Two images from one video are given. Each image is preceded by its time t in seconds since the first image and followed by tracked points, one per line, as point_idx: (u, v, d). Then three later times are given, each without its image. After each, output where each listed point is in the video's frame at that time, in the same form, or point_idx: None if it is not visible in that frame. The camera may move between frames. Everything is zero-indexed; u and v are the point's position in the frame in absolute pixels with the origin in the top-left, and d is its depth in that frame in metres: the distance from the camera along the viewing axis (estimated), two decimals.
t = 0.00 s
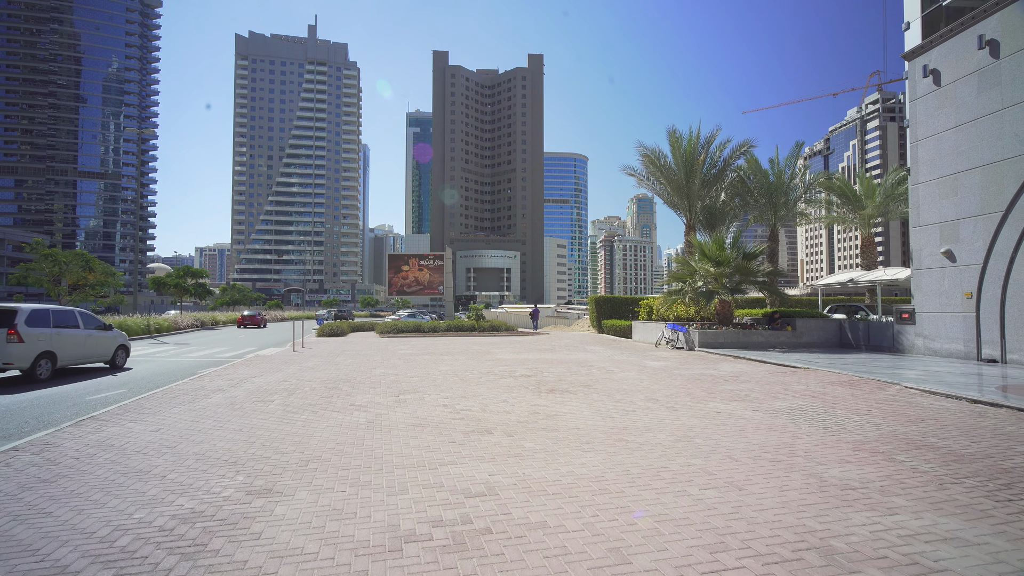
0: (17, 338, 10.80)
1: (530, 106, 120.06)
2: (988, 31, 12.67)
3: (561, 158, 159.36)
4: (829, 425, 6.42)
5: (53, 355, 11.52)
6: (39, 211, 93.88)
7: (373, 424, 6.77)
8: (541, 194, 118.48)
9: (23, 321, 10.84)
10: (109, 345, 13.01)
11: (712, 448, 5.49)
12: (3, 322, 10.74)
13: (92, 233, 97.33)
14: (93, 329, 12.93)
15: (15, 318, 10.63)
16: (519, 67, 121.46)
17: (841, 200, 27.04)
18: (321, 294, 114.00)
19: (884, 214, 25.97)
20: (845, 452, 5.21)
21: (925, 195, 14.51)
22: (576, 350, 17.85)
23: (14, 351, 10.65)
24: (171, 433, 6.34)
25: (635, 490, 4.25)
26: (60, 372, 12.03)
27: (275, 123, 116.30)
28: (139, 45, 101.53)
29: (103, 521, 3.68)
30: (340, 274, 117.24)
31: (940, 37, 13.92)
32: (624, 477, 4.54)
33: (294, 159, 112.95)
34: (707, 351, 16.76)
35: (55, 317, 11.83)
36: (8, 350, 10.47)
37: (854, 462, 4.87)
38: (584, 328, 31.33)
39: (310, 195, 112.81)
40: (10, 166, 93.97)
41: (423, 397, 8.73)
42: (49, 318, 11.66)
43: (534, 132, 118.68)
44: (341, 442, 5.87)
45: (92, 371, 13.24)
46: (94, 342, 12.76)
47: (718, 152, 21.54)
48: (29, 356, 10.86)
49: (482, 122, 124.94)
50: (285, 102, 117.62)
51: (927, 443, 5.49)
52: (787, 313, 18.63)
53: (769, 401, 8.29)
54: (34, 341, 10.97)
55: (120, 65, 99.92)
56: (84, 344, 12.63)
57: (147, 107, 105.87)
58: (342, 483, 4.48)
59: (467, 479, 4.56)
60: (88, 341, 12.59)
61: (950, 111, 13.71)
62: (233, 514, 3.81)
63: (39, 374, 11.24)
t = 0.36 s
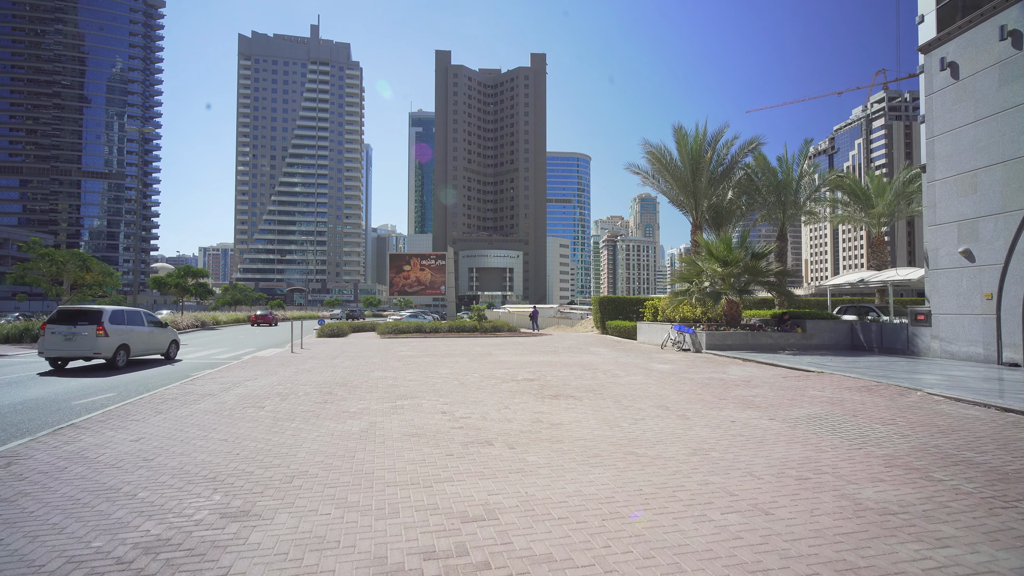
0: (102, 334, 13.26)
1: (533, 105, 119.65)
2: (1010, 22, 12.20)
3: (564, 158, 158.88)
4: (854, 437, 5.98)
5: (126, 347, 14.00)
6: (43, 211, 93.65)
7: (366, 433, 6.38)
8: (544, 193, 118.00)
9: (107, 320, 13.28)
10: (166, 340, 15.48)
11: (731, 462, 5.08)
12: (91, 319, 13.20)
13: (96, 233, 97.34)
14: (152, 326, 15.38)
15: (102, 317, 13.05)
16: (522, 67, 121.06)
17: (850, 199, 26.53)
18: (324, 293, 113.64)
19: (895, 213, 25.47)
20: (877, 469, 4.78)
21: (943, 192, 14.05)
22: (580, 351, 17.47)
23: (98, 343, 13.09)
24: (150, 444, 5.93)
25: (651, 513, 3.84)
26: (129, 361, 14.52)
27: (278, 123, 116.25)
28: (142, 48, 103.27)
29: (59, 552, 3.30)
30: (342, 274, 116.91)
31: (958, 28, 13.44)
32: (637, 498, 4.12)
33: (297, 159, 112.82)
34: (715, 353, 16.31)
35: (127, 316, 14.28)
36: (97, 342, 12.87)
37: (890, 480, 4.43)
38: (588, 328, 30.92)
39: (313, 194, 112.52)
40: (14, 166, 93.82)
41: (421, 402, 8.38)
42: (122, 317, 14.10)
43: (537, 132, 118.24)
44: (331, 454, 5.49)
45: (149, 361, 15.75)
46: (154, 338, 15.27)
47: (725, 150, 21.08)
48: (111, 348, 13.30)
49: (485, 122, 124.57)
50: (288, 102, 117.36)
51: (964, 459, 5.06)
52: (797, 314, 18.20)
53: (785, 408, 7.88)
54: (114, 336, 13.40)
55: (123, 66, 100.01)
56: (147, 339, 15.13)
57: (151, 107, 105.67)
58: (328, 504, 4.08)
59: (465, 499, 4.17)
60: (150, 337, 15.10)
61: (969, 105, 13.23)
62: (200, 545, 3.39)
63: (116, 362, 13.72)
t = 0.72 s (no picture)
0: (156, 330, 15.82)
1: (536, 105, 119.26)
2: None
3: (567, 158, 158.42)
4: (877, 447, 5.57)
5: (174, 341, 16.56)
6: (48, 211, 93.74)
7: (356, 441, 6.02)
8: (547, 193, 117.51)
9: (161, 318, 15.83)
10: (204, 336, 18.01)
11: (746, 476, 4.69)
12: (148, 318, 15.72)
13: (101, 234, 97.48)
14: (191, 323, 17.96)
15: (158, 316, 15.58)
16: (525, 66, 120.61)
17: (858, 197, 26.05)
18: (327, 294, 113.51)
19: (904, 212, 25.00)
20: (906, 483, 4.37)
21: (957, 189, 13.63)
22: (582, 353, 17.09)
23: (155, 338, 15.60)
24: (126, 454, 5.57)
25: (662, 538, 3.46)
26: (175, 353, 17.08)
27: (282, 123, 116.24)
28: (145, 48, 103.14)
29: None
30: (346, 274, 116.64)
31: (974, 19, 13.01)
32: (646, 518, 3.77)
33: (301, 159, 112.67)
34: (722, 355, 15.89)
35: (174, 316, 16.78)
36: (155, 336, 15.40)
37: (921, 498, 4.04)
38: (591, 329, 30.54)
39: (316, 195, 112.34)
40: (20, 167, 93.96)
41: (417, 406, 8.04)
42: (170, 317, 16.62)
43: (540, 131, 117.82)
44: (316, 463, 5.13)
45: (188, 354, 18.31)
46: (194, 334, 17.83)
47: (732, 146, 20.64)
48: (164, 341, 15.84)
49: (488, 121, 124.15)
50: (291, 102, 117.21)
51: (1001, 472, 4.64)
52: (806, 315, 17.76)
53: (799, 413, 7.48)
54: (166, 332, 15.95)
55: (127, 66, 99.95)
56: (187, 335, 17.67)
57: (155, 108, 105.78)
58: (304, 525, 3.68)
59: (455, 518, 3.79)
60: (190, 334, 17.63)
61: (986, 98, 12.81)
62: None
63: (166, 353, 16.26)
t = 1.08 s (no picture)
0: (195, 328, 17.95)
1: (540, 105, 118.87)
2: None
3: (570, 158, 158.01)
4: (904, 460, 5.15)
5: (210, 337, 18.66)
6: (54, 211, 93.94)
7: (345, 451, 5.64)
8: (551, 193, 117.07)
9: (199, 317, 17.97)
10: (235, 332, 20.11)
11: (766, 496, 4.25)
12: (188, 317, 17.87)
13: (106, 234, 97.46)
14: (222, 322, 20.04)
15: (198, 315, 17.69)
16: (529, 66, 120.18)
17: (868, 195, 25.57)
18: (330, 294, 113.39)
19: (915, 210, 24.47)
20: (944, 505, 3.95)
21: (974, 185, 13.17)
22: (587, 354, 16.68)
23: (195, 334, 17.70)
24: (97, 464, 5.20)
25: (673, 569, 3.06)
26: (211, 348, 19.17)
27: (286, 123, 116.21)
28: (150, 49, 102.69)
29: None
30: (349, 275, 117.77)
31: (992, 9, 12.54)
32: (656, 544, 3.38)
33: (305, 159, 112.57)
34: (729, 357, 15.49)
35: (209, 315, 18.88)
36: (195, 333, 17.56)
37: (961, 522, 3.62)
38: (595, 329, 30.15)
39: (320, 195, 112.20)
40: (26, 168, 93.86)
41: (413, 412, 7.65)
42: (207, 316, 18.75)
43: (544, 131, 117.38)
44: (301, 476, 4.75)
45: (219, 349, 20.36)
46: (225, 331, 19.89)
47: (739, 143, 20.21)
48: (203, 337, 17.94)
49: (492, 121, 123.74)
50: (295, 102, 117.17)
51: None
52: (815, 315, 17.30)
53: (815, 421, 7.06)
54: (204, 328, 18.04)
55: (133, 67, 100.06)
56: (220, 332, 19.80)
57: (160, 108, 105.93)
58: (274, 553, 3.28)
59: (442, 545, 3.40)
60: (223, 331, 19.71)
61: (1005, 91, 12.35)
62: None
63: (204, 349, 18.35)
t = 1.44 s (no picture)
0: (226, 326, 20.02)
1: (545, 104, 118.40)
2: None
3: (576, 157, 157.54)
4: (936, 475, 4.72)
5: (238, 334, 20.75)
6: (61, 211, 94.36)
7: (331, 461, 5.22)
8: (556, 193, 116.61)
9: (230, 316, 20.01)
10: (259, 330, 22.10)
11: (790, 517, 3.82)
12: (219, 316, 19.95)
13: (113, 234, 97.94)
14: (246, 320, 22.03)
15: (229, 314, 19.71)
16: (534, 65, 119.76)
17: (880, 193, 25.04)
18: (335, 294, 113.44)
19: (928, 208, 23.94)
20: (990, 530, 3.54)
21: (997, 179, 12.66)
22: (591, 355, 16.29)
23: (225, 331, 19.76)
24: (61, 473, 4.83)
25: None
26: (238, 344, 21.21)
27: (291, 123, 116.28)
28: (156, 48, 103.23)
29: None
30: (354, 273, 115.81)
31: None
32: None
33: (311, 159, 112.62)
34: (738, 358, 15.06)
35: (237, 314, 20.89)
36: (226, 330, 19.66)
37: (1019, 553, 3.18)
38: (600, 329, 29.81)
39: (326, 194, 112.23)
40: (33, 168, 94.28)
41: (408, 418, 7.27)
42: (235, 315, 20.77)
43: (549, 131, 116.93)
44: (278, 490, 4.35)
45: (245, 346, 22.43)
46: (250, 329, 21.90)
47: (748, 139, 19.72)
48: (233, 334, 19.97)
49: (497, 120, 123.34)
50: (301, 103, 117.27)
51: None
52: (827, 316, 16.84)
53: (835, 428, 6.62)
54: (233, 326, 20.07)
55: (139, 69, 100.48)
56: (245, 329, 21.80)
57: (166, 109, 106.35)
58: None
59: (424, 575, 3.01)
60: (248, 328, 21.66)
61: None
62: None
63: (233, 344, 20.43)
